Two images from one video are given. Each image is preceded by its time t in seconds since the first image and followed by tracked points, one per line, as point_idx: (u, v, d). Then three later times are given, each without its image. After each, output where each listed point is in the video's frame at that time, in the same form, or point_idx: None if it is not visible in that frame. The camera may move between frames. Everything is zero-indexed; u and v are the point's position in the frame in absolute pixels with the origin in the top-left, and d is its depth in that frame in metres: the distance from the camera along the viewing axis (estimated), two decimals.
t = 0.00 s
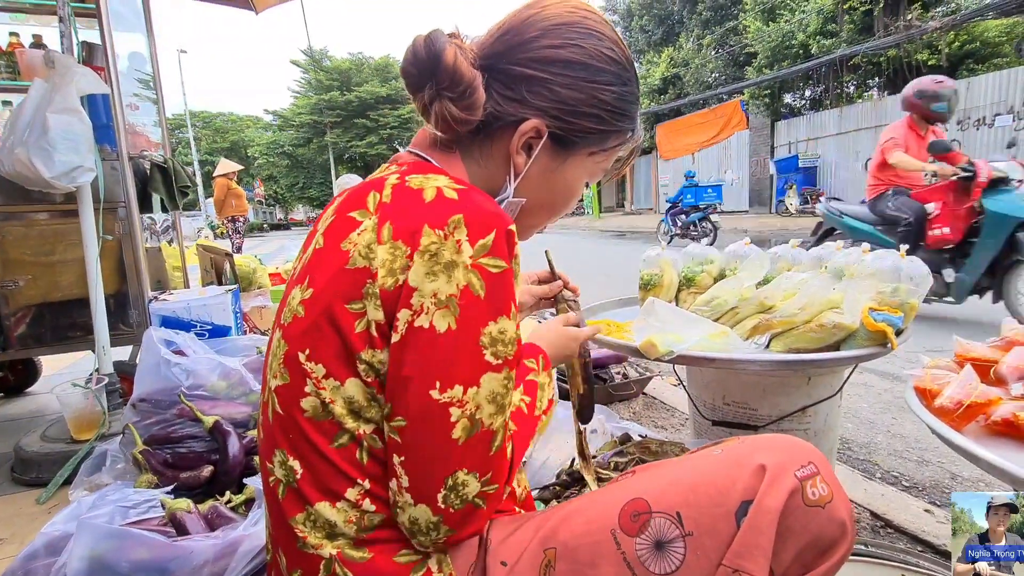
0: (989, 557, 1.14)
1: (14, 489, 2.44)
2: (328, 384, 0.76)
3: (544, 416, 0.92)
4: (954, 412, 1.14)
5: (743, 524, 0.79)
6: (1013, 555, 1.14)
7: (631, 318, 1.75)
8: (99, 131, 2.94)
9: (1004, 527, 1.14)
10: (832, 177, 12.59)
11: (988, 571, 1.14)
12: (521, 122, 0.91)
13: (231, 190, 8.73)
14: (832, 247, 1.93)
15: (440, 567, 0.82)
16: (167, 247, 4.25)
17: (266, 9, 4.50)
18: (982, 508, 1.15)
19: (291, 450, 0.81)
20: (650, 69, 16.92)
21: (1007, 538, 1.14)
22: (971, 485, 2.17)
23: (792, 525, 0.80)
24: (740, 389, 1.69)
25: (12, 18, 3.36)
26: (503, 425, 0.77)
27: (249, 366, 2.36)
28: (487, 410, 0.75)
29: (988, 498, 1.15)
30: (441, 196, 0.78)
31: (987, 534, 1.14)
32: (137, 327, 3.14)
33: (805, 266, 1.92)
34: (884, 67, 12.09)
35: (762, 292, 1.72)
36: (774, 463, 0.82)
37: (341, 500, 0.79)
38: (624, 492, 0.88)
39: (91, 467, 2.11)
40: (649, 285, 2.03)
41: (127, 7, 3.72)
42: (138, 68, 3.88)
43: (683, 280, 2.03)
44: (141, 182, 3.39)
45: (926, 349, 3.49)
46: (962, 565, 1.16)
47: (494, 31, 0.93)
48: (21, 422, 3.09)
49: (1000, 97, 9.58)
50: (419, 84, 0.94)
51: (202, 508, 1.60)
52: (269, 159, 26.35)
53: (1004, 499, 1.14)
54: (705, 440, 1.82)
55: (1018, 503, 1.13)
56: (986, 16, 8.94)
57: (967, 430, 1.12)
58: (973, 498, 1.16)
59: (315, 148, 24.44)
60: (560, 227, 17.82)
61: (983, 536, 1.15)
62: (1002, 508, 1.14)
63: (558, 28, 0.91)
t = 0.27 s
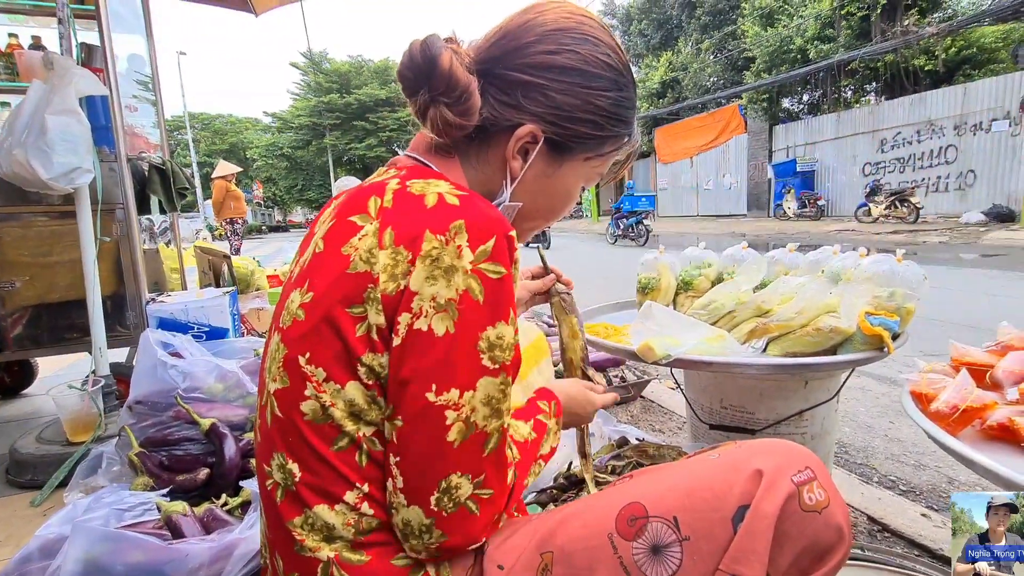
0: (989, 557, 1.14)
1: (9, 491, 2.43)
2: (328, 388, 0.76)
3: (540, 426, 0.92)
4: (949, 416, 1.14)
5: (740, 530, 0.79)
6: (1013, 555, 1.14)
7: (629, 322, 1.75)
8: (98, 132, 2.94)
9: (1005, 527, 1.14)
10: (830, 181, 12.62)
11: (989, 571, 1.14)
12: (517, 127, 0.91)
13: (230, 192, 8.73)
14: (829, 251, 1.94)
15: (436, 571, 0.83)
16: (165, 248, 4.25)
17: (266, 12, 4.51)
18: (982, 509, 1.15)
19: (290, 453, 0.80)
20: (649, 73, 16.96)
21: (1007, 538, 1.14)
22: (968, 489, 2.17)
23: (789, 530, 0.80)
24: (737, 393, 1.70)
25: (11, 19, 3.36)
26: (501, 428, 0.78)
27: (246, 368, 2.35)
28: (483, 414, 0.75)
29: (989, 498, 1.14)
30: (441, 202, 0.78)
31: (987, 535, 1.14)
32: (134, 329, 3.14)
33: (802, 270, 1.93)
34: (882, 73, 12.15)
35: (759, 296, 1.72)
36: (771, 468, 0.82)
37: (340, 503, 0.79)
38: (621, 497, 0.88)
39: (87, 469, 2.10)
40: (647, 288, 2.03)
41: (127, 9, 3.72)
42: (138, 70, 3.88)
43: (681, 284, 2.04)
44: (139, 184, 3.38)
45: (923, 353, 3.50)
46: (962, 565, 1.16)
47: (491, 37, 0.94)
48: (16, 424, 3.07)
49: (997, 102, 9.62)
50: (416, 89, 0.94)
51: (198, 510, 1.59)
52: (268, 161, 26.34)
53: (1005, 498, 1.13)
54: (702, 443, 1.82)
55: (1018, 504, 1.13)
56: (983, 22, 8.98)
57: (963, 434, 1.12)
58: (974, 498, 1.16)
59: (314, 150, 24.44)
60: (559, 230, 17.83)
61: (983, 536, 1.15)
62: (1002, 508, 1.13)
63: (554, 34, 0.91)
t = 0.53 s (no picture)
0: (989, 557, 1.15)
1: (5, 490, 2.43)
2: (334, 387, 0.77)
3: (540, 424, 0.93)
4: (946, 420, 1.14)
5: (738, 533, 0.80)
6: (1012, 555, 1.14)
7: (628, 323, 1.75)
8: (98, 131, 2.94)
9: (1005, 527, 1.14)
10: (828, 185, 12.65)
11: (988, 571, 1.14)
12: (521, 130, 0.92)
13: (229, 192, 8.71)
14: (827, 255, 1.94)
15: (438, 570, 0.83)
16: (164, 248, 4.24)
17: (267, 12, 4.51)
18: (982, 509, 1.15)
19: (294, 452, 0.81)
20: (649, 75, 16.99)
21: (1007, 538, 1.14)
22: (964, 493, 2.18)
23: (787, 534, 0.81)
24: (735, 395, 1.70)
25: (11, 18, 3.37)
26: (502, 431, 0.78)
27: (245, 368, 2.35)
28: (487, 412, 0.75)
29: (988, 497, 1.14)
30: (449, 203, 0.78)
31: (987, 534, 1.15)
32: (132, 328, 3.14)
33: (800, 273, 1.94)
34: (880, 77, 12.18)
35: (757, 299, 1.73)
36: (770, 473, 0.83)
37: (343, 502, 0.79)
38: (619, 500, 0.88)
39: (84, 468, 2.10)
40: (645, 290, 2.04)
41: (128, 8, 3.72)
42: (138, 69, 3.88)
43: (679, 286, 2.04)
44: (139, 183, 3.38)
45: (920, 357, 3.51)
46: (962, 565, 1.16)
47: (496, 39, 0.94)
48: (13, 423, 3.07)
49: (994, 107, 9.65)
50: (421, 90, 0.94)
51: (195, 510, 1.59)
52: (267, 161, 26.31)
53: (1005, 499, 1.13)
54: (700, 446, 1.83)
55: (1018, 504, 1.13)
56: (981, 28, 9.02)
57: (959, 438, 1.12)
58: (974, 498, 1.16)
59: (314, 150, 24.42)
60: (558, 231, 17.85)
61: (983, 536, 1.15)
62: (1002, 508, 1.13)
63: (558, 38, 0.92)
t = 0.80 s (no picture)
0: (989, 557, 1.15)
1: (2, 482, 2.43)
2: (334, 379, 0.77)
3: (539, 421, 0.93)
4: (946, 421, 1.15)
5: (738, 528, 0.80)
6: (1012, 555, 1.15)
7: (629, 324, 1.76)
8: (101, 125, 2.95)
9: (1005, 527, 1.15)
10: (828, 190, 12.67)
11: (988, 571, 1.15)
12: (529, 131, 0.92)
13: (230, 189, 8.71)
14: (827, 258, 1.95)
15: (437, 568, 0.83)
16: (164, 243, 4.25)
17: (272, 10, 4.52)
18: (982, 509, 1.16)
19: (294, 444, 0.81)
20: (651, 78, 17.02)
21: (1007, 538, 1.15)
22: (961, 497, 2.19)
23: (787, 529, 0.81)
24: (735, 396, 1.71)
25: (16, 11, 3.37)
26: (507, 427, 0.78)
27: (245, 364, 2.36)
28: (490, 411, 0.75)
29: (988, 498, 1.15)
30: (453, 198, 0.79)
31: (987, 534, 1.15)
32: (131, 323, 3.14)
33: (801, 276, 1.94)
34: (881, 83, 12.21)
35: (758, 301, 1.74)
36: (769, 469, 0.83)
37: (344, 495, 0.80)
38: (619, 495, 0.89)
39: (83, 462, 2.10)
40: (646, 291, 2.04)
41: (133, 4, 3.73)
42: (141, 64, 3.89)
43: (680, 287, 2.05)
44: (141, 178, 3.38)
45: (919, 362, 3.52)
46: (962, 565, 1.16)
47: (507, 40, 0.94)
48: (11, 416, 3.06)
49: (995, 115, 9.68)
50: (431, 88, 0.94)
51: (194, 504, 1.60)
52: (268, 159, 26.30)
53: (1005, 499, 1.13)
54: (699, 446, 1.84)
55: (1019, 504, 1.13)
56: (982, 36, 9.04)
57: (958, 440, 1.13)
58: (974, 498, 1.16)
59: (315, 149, 24.40)
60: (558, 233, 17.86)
61: (983, 536, 1.16)
62: (1002, 508, 1.14)
63: (569, 40, 0.92)
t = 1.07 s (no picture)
0: (989, 557, 1.15)
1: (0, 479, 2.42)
2: (337, 381, 0.77)
3: (542, 422, 0.92)
4: (948, 426, 1.15)
5: (742, 532, 0.80)
6: (1012, 555, 1.14)
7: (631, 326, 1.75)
8: (103, 123, 2.95)
9: (1005, 527, 1.14)
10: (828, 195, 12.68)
11: (989, 571, 1.14)
12: (535, 133, 0.93)
13: (229, 187, 8.71)
14: (829, 262, 1.95)
15: (439, 569, 0.83)
16: (165, 241, 4.24)
17: (274, 9, 4.52)
18: (982, 508, 1.16)
19: (296, 445, 0.81)
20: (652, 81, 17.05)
21: (1007, 538, 1.14)
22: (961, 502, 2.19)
23: (790, 532, 0.81)
24: (736, 399, 1.71)
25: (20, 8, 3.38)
26: (515, 428, 0.78)
27: (245, 362, 2.35)
28: (501, 411, 0.75)
29: (989, 498, 1.15)
30: (457, 199, 0.78)
31: (987, 534, 1.15)
32: (131, 321, 3.14)
33: (802, 279, 1.94)
34: (882, 88, 12.22)
35: (759, 304, 1.74)
36: (773, 473, 0.83)
37: (346, 496, 0.79)
38: (621, 498, 0.89)
39: (81, 459, 2.09)
40: (647, 293, 2.04)
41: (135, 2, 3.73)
42: (143, 62, 3.89)
43: (681, 290, 2.05)
44: (142, 175, 3.38)
45: (918, 367, 3.52)
46: (962, 565, 1.16)
47: (513, 40, 0.94)
48: (9, 412, 3.06)
49: (995, 121, 9.69)
50: (438, 89, 0.94)
51: (193, 502, 1.59)
52: (269, 158, 26.30)
53: (1005, 499, 1.12)
54: (700, 449, 1.83)
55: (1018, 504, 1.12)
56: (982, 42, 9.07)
57: (960, 444, 1.13)
58: (974, 498, 1.16)
59: (316, 148, 24.39)
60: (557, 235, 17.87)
61: (983, 537, 1.15)
62: (1002, 508, 1.13)
63: (578, 41, 0.92)
